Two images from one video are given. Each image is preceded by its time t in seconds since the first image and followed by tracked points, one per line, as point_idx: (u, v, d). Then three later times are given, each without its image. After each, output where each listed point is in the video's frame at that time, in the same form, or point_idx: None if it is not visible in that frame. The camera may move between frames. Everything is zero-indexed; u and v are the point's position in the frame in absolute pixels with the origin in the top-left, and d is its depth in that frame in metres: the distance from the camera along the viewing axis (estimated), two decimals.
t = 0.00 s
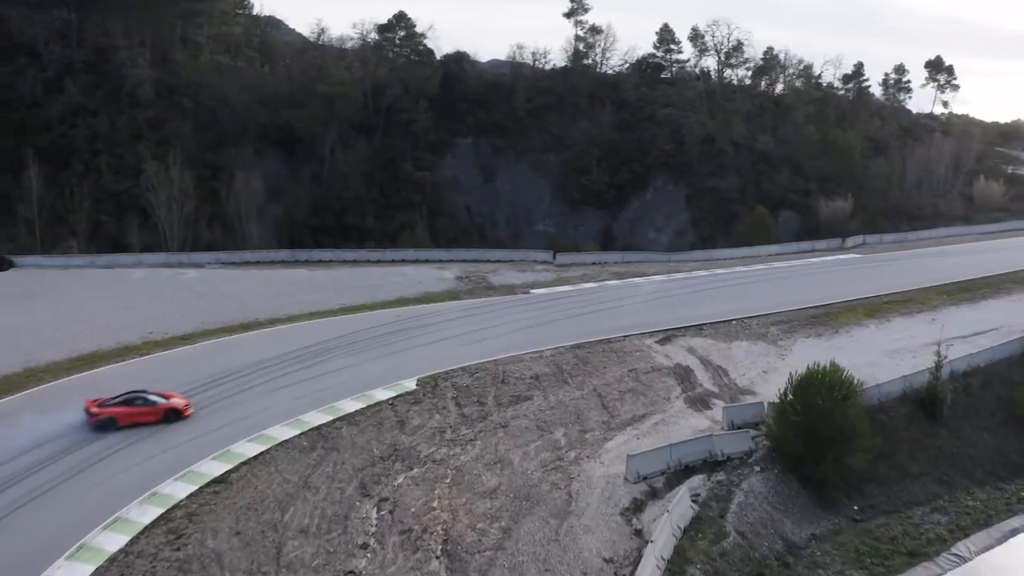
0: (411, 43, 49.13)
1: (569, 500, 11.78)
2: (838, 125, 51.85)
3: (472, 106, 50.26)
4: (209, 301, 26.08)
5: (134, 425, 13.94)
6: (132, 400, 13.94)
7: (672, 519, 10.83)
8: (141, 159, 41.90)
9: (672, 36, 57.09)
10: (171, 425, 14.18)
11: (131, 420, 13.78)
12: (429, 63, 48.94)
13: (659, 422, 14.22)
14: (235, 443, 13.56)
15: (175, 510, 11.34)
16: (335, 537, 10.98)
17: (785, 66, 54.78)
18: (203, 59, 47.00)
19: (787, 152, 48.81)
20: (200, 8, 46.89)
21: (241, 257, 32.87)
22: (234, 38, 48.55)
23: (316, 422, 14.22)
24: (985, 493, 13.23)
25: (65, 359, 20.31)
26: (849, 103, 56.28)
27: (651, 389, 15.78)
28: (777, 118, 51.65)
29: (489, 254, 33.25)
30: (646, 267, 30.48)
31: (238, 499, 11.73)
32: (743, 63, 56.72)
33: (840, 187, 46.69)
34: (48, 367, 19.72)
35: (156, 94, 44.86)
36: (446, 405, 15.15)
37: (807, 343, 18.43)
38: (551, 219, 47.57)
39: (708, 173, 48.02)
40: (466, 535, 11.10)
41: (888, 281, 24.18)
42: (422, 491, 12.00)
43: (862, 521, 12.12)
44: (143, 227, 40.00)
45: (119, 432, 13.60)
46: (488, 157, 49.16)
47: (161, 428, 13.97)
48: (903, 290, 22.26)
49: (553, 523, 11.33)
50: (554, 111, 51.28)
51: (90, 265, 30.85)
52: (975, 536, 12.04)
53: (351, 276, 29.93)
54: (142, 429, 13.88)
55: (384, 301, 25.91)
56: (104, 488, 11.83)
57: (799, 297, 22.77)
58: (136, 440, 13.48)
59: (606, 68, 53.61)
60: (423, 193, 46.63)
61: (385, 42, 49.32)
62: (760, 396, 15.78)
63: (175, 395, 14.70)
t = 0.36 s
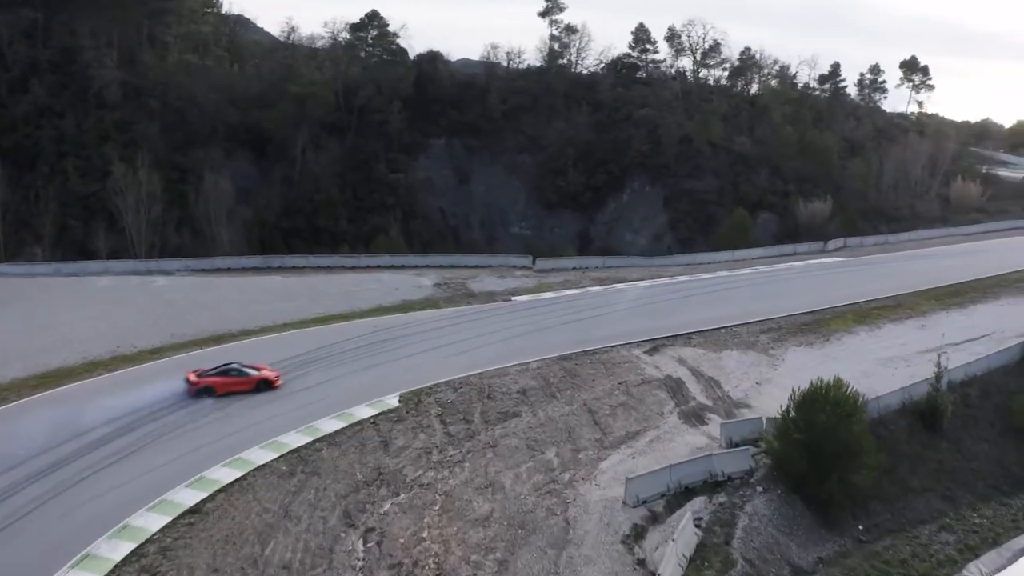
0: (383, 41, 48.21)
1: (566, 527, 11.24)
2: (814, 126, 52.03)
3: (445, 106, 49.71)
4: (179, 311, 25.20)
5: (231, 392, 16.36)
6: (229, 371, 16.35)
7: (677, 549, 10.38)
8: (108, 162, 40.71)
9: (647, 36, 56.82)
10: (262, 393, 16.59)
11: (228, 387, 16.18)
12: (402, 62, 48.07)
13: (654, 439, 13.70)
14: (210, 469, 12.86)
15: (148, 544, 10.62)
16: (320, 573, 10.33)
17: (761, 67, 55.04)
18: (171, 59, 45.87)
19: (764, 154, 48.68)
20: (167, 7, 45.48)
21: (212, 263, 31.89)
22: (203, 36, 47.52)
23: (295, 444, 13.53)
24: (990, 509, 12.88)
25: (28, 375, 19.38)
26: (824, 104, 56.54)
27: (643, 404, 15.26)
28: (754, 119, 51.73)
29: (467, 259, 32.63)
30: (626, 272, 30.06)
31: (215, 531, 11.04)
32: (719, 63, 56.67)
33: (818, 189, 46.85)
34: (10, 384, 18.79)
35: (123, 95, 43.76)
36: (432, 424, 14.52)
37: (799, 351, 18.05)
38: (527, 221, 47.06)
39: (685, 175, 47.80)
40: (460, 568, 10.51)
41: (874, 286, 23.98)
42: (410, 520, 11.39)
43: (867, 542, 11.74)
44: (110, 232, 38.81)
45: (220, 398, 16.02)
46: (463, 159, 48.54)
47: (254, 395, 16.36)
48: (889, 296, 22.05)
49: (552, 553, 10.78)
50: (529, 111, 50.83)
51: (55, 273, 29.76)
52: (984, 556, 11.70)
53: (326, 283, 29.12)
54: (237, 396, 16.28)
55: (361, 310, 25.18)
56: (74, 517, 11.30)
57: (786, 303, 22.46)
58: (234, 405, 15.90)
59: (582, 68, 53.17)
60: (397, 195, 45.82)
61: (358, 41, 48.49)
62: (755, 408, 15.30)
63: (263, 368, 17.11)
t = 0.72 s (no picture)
0: (358, 40, 47.53)
1: (565, 557, 10.73)
2: (793, 128, 52.12)
3: (421, 107, 49.19)
4: (150, 322, 24.35)
5: (325, 367, 18.29)
6: (324, 348, 18.24)
7: None
8: (76, 165, 39.59)
9: (624, 36, 56.50)
10: (352, 368, 18.53)
11: (324, 363, 18.09)
12: (377, 62, 47.41)
13: (651, 458, 13.20)
14: (186, 497, 12.18)
15: None
16: None
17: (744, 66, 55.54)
18: (141, 59, 44.74)
19: (744, 155, 49.01)
20: (134, 5, 43.79)
21: (184, 270, 30.98)
22: (173, 35, 46.44)
23: (275, 468, 12.87)
24: (999, 525, 12.55)
25: None
26: (803, 105, 56.66)
27: (637, 419, 14.75)
28: (733, 120, 51.75)
29: (447, 265, 32.06)
30: (610, 278, 29.66)
31: (193, 568, 10.40)
32: (698, 63, 56.50)
33: (798, 190, 46.99)
34: None
35: (92, 95, 42.66)
36: (418, 443, 13.90)
37: (793, 361, 17.69)
38: (505, 224, 46.38)
39: (665, 176, 47.48)
40: None
41: (861, 291, 23.77)
42: (400, 553, 10.86)
43: (876, 564, 11.36)
44: (77, 238, 37.68)
45: (316, 372, 17.91)
46: (439, 161, 47.83)
47: (346, 370, 18.28)
48: (879, 302, 21.79)
49: None
50: (505, 111, 50.33)
51: (20, 281, 28.72)
52: None
53: (302, 291, 28.38)
54: (331, 370, 18.19)
55: (341, 319, 24.47)
56: (50, 550, 10.90)
57: (776, 310, 22.13)
58: (331, 378, 17.83)
59: (559, 67, 53.09)
60: (372, 198, 45.13)
61: (332, 40, 47.72)
62: (753, 422, 14.86)
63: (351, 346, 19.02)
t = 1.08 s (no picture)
0: (332, 40, 46.42)
1: None
2: (771, 129, 52.07)
3: (396, 108, 48.46)
4: (120, 334, 23.41)
5: (415, 348, 19.91)
6: (415, 331, 19.83)
7: None
8: (43, 168, 38.41)
9: (601, 36, 55.99)
10: (439, 350, 20.14)
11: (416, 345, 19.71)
12: (352, 61, 46.16)
13: (649, 479, 12.81)
14: (160, 529, 11.48)
15: None
16: None
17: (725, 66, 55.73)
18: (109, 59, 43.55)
19: (722, 158, 48.93)
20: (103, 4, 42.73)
21: (153, 278, 29.99)
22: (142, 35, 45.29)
23: (255, 495, 12.16)
24: (1008, 543, 12.23)
25: None
26: (780, 106, 56.66)
27: (632, 436, 14.25)
28: (710, 121, 51.61)
29: (427, 271, 31.49)
30: (592, 284, 29.18)
31: None
32: (676, 63, 56.26)
33: (777, 193, 47.04)
34: None
35: (58, 96, 41.53)
36: (405, 466, 13.28)
37: (788, 372, 17.29)
38: (481, 227, 45.81)
39: (644, 179, 47.08)
40: None
41: (850, 297, 23.53)
42: None
43: None
44: (44, 244, 36.49)
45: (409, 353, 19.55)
46: (415, 164, 46.96)
47: (435, 352, 19.90)
48: (869, 308, 21.54)
49: None
50: (481, 112, 49.67)
51: None
52: None
53: (277, 299, 27.57)
54: (421, 352, 19.81)
55: (318, 330, 23.70)
56: (59, 562, 11.27)
57: (765, 318, 21.79)
58: (422, 359, 19.46)
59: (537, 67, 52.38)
60: (347, 201, 44.29)
61: (304, 39, 46.94)
62: (751, 437, 14.43)
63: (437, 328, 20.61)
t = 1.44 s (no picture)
0: (302, 39, 45.80)
1: None
2: (747, 129, 52.10)
3: (368, 109, 47.61)
4: (85, 347, 22.52)
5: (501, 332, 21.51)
6: (500, 318, 21.34)
7: None
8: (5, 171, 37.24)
9: (576, 36, 55.51)
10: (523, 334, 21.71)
11: (501, 330, 21.36)
12: (323, 61, 45.11)
13: (647, 502, 12.59)
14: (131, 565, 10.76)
15: None
16: None
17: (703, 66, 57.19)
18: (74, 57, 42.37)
19: (699, 160, 48.80)
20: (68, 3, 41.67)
21: (120, 286, 28.99)
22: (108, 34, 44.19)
23: (232, 527, 11.45)
24: (1015, 561, 11.93)
25: None
26: (755, 106, 56.75)
27: (626, 455, 13.78)
28: (686, 122, 51.44)
29: (402, 276, 30.85)
30: (573, 290, 28.68)
31: None
32: (652, 63, 56.09)
33: (754, 195, 47.02)
34: None
35: (21, 98, 40.49)
36: (389, 491, 12.66)
37: (780, 383, 16.91)
38: (455, 230, 44.87)
39: (620, 181, 46.72)
40: None
41: (836, 302, 23.33)
42: None
43: None
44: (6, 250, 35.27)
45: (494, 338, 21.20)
46: (388, 165, 46.11)
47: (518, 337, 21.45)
48: (857, 313, 21.30)
49: None
50: (455, 114, 49.02)
51: None
52: None
53: (247, 308, 26.71)
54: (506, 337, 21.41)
55: (293, 342, 22.94)
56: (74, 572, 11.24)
57: (752, 325, 21.46)
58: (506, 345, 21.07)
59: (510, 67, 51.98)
60: (318, 204, 43.35)
61: (274, 38, 46.37)
62: (748, 454, 14.00)
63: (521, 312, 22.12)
